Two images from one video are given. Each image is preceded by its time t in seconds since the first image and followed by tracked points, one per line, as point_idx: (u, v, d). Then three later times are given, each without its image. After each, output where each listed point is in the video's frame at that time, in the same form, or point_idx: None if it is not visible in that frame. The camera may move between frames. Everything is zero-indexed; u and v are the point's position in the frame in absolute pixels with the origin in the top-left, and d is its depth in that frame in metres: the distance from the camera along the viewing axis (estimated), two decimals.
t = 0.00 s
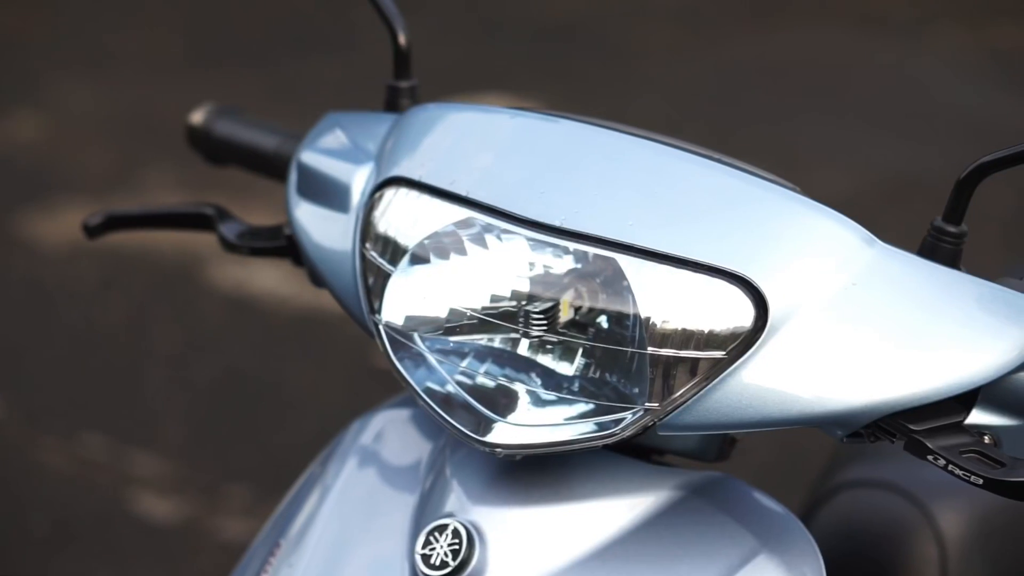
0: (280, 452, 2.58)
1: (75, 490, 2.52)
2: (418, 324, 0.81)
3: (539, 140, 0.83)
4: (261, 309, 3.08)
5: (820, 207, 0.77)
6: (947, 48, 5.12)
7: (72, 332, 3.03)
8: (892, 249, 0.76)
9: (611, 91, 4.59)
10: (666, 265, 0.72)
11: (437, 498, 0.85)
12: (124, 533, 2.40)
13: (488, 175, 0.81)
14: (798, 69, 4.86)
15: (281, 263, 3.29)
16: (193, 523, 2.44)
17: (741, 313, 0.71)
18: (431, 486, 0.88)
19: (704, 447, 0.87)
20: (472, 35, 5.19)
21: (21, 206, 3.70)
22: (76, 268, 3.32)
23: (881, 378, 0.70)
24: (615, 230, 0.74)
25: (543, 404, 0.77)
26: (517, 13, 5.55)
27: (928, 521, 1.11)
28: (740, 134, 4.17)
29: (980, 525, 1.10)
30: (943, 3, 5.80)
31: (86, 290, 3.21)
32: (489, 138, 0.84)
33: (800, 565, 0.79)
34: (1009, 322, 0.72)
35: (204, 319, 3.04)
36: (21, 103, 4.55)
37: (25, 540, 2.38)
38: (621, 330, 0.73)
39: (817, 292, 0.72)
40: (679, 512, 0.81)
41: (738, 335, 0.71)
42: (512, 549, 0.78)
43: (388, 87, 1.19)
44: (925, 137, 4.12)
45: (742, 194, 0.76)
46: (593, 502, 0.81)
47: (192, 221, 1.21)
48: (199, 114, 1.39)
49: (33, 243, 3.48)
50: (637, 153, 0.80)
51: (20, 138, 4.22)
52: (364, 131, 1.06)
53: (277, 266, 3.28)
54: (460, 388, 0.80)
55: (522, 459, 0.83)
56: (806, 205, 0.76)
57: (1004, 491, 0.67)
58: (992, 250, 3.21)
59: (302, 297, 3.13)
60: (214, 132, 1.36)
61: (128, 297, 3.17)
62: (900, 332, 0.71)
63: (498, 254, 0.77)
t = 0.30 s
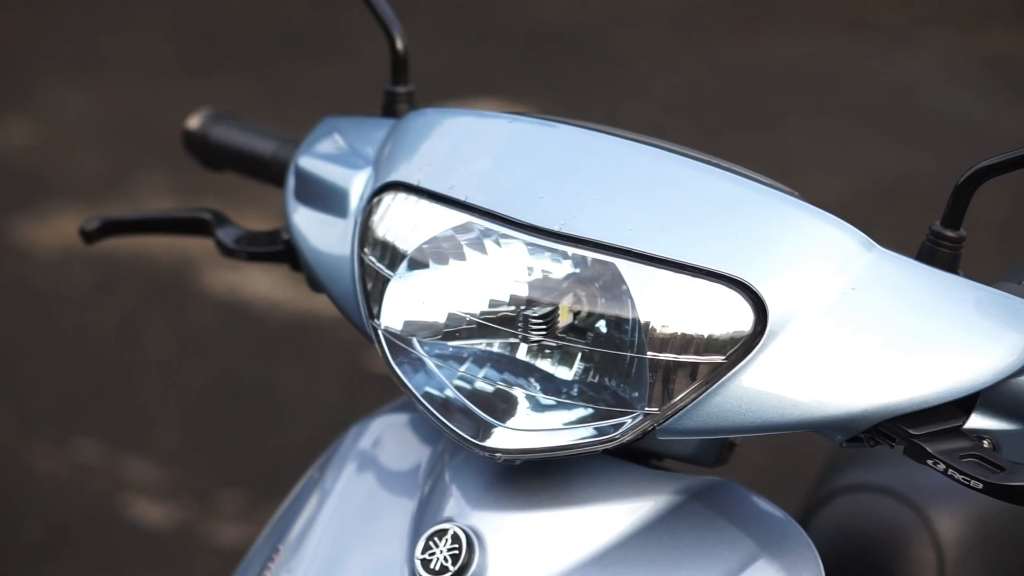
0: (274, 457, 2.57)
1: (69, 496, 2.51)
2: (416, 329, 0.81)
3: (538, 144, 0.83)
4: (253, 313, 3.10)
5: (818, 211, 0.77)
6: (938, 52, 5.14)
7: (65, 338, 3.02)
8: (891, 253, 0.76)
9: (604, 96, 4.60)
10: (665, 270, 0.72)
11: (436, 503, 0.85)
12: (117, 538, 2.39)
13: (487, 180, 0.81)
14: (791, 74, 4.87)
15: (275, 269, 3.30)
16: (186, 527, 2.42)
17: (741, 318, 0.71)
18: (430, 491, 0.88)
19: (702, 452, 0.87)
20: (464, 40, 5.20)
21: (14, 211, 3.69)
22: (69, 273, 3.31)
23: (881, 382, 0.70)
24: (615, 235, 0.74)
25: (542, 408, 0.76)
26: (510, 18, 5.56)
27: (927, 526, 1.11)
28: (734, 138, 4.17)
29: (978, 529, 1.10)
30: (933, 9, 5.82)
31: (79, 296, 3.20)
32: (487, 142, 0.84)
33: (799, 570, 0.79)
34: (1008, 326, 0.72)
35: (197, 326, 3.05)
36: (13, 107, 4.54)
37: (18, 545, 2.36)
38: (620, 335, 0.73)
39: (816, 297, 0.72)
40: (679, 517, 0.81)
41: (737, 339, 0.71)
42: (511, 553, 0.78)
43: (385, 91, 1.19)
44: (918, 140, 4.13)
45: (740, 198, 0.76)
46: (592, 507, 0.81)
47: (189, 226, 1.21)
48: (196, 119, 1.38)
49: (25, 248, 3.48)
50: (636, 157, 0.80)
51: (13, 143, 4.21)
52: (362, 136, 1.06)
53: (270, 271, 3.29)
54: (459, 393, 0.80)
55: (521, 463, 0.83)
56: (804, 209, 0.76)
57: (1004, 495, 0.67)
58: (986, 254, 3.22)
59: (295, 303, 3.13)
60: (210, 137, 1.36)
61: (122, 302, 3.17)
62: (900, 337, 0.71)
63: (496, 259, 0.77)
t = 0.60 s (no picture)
0: (275, 458, 2.57)
1: (68, 497, 2.51)
2: (423, 332, 0.82)
3: (544, 147, 0.83)
4: (253, 314, 3.11)
5: (825, 213, 0.77)
6: (937, 53, 5.14)
7: (65, 340, 3.02)
8: (899, 257, 0.76)
9: (603, 98, 4.60)
10: (673, 272, 0.72)
11: (442, 505, 0.85)
12: (117, 539, 2.39)
13: (494, 182, 0.80)
14: (790, 75, 4.87)
15: (274, 271, 3.31)
16: (187, 529, 2.42)
17: (748, 321, 0.71)
18: (437, 493, 0.88)
19: (709, 455, 0.87)
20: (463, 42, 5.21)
21: (13, 214, 3.69)
22: (70, 276, 3.32)
23: (888, 385, 0.70)
24: (622, 238, 0.74)
25: (550, 411, 0.76)
26: (509, 20, 5.57)
27: (930, 527, 1.10)
28: (733, 139, 4.17)
29: (982, 531, 1.10)
30: (931, 11, 5.83)
31: (80, 298, 3.21)
32: (493, 145, 0.84)
33: (808, 572, 0.79)
34: (1015, 330, 0.72)
35: (197, 327, 3.05)
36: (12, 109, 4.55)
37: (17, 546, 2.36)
38: (628, 337, 0.73)
39: (824, 300, 0.72)
40: (686, 520, 0.81)
41: (745, 342, 0.71)
42: (519, 555, 0.78)
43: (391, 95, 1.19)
44: (916, 141, 4.13)
45: (747, 201, 0.75)
46: (600, 509, 0.81)
47: (194, 228, 1.21)
48: (201, 122, 1.39)
49: (25, 250, 3.48)
50: (643, 160, 0.79)
51: (11, 145, 4.22)
52: (368, 138, 1.06)
53: (269, 273, 3.30)
54: (465, 395, 0.80)
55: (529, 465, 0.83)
56: (811, 211, 0.76)
57: (1011, 497, 0.67)
58: (987, 254, 3.21)
59: (292, 306, 3.14)
60: (215, 139, 1.36)
61: (122, 305, 3.17)
62: (908, 339, 0.70)
63: (504, 261, 0.77)
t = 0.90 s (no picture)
0: (274, 461, 2.57)
1: (68, 500, 2.51)
2: (430, 335, 0.82)
3: (550, 149, 0.83)
4: (253, 317, 3.09)
5: (832, 214, 0.77)
6: (939, 53, 5.13)
7: (65, 343, 3.02)
8: (907, 258, 0.76)
9: (604, 99, 4.60)
10: (681, 274, 0.72)
11: (449, 507, 0.85)
12: (117, 542, 2.39)
13: (500, 184, 0.81)
14: (792, 75, 4.86)
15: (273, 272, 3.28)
16: (186, 532, 2.42)
17: (756, 322, 0.71)
18: (444, 495, 0.88)
19: (716, 456, 0.87)
20: (464, 43, 5.21)
21: (11, 216, 3.70)
22: (69, 278, 3.32)
23: (896, 387, 0.70)
24: (630, 240, 0.74)
25: (557, 413, 0.77)
26: (510, 21, 5.56)
27: (934, 528, 1.10)
28: (735, 140, 4.17)
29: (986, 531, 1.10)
30: (934, 10, 5.81)
31: (78, 301, 3.21)
32: (499, 146, 0.85)
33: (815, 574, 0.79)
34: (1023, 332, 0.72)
35: (197, 328, 3.05)
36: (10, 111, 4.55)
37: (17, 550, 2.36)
38: (635, 339, 0.73)
39: (832, 302, 0.72)
40: (694, 521, 0.81)
41: (753, 344, 0.71)
42: (527, 557, 0.78)
43: (396, 96, 1.19)
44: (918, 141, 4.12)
45: (753, 202, 0.75)
46: (608, 511, 0.81)
47: (200, 230, 1.21)
48: (206, 124, 1.39)
49: (23, 253, 3.48)
50: (650, 162, 0.79)
51: (8, 147, 4.22)
52: (374, 141, 1.06)
53: (269, 274, 3.28)
54: (472, 398, 0.80)
55: (537, 468, 0.83)
56: (819, 213, 0.76)
57: (1020, 499, 0.67)
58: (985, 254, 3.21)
59: (290, 307, 3.14)
60: (220, 141, 1.36)
61: (122, 307, 3.17)
62: (917, 341, 0.70)
63: (511, 263, 0.77)
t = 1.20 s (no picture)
0: (267, 463, 2.56)
1: (59, 503, 2.50)
2: (429, 337, 0.82)
3: (549, 151, 0.83)
4: (243, 317, 3.10)
5: (830, 215, 0.77)
6: (929, 53, 5.14)
7: (56, 347, 3.02)
8: (906, 259, 0.76)
9: (595, 100, 4.60)
10: (680, 275, 0.72)
11: (448, 510, 0.85)
12: (109, 545, 2.38)
13: (499, 186, 0.80)
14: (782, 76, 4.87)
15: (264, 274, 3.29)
16: (177, 534, 2.41)
17: (756, 323, 0.71)
18: (442, 497, 0.88)
19: (715, 458, 0.87)
20: (454, 45, 5.21)
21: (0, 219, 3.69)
22: (59, 281, 3.31)
23: (896, 387, 0.70)
24: (628, 241, 0.74)
25: (557, 415, 0.77)
26: (501, 23, 5.56)
27: (931, 528, 1.10)
28: (726, 140, 4.17)
29: (983, 531, 1.10)
30: (924, 9, 5.82)
31: (70, 304, 3.20)
32: (498, 148, 0.84)
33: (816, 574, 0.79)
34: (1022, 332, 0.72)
35: (188, 331, 3.04)
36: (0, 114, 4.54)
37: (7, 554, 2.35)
38: (634, 341, 0.73)
39: (831, 302, 0.72)
40: (694, 523, 0.81)
41: (753, 345, 0.71)
42: (527, 559, 0.78)
43: (393, 98, 1.18)
44: (910, 141, 4.12)
45: (752, 203, 0.75)
46: (607, 513, 0.81)
47: (196, 233, 1.21)
48: (202, 126, 1.39)
49: (13, 255, 3.47)
50: (649, 164, 0.79)
51: None
52: (371, 143, 1.06)
53: (259, 277, 3.28)
54: (471, 399, 0.80)
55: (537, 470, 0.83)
56: (818, 214, 0.76)
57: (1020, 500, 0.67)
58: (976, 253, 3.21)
59: (282, 308, 3.13)
60: (216, 144, 1.36)
61: (113, 310, 3.16)
62: (917, 341, 0.70)
63: (510, 266, 0.77)
